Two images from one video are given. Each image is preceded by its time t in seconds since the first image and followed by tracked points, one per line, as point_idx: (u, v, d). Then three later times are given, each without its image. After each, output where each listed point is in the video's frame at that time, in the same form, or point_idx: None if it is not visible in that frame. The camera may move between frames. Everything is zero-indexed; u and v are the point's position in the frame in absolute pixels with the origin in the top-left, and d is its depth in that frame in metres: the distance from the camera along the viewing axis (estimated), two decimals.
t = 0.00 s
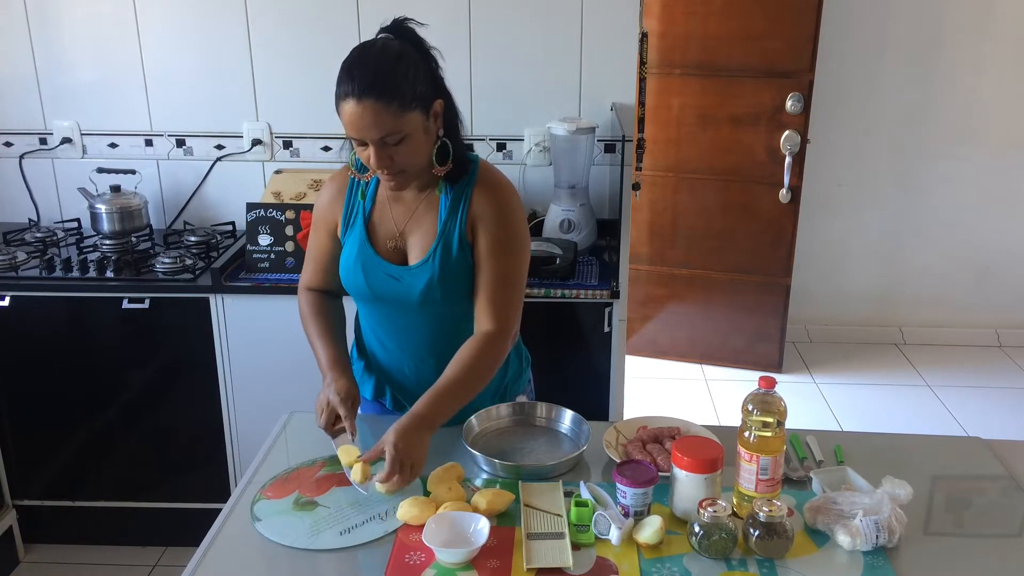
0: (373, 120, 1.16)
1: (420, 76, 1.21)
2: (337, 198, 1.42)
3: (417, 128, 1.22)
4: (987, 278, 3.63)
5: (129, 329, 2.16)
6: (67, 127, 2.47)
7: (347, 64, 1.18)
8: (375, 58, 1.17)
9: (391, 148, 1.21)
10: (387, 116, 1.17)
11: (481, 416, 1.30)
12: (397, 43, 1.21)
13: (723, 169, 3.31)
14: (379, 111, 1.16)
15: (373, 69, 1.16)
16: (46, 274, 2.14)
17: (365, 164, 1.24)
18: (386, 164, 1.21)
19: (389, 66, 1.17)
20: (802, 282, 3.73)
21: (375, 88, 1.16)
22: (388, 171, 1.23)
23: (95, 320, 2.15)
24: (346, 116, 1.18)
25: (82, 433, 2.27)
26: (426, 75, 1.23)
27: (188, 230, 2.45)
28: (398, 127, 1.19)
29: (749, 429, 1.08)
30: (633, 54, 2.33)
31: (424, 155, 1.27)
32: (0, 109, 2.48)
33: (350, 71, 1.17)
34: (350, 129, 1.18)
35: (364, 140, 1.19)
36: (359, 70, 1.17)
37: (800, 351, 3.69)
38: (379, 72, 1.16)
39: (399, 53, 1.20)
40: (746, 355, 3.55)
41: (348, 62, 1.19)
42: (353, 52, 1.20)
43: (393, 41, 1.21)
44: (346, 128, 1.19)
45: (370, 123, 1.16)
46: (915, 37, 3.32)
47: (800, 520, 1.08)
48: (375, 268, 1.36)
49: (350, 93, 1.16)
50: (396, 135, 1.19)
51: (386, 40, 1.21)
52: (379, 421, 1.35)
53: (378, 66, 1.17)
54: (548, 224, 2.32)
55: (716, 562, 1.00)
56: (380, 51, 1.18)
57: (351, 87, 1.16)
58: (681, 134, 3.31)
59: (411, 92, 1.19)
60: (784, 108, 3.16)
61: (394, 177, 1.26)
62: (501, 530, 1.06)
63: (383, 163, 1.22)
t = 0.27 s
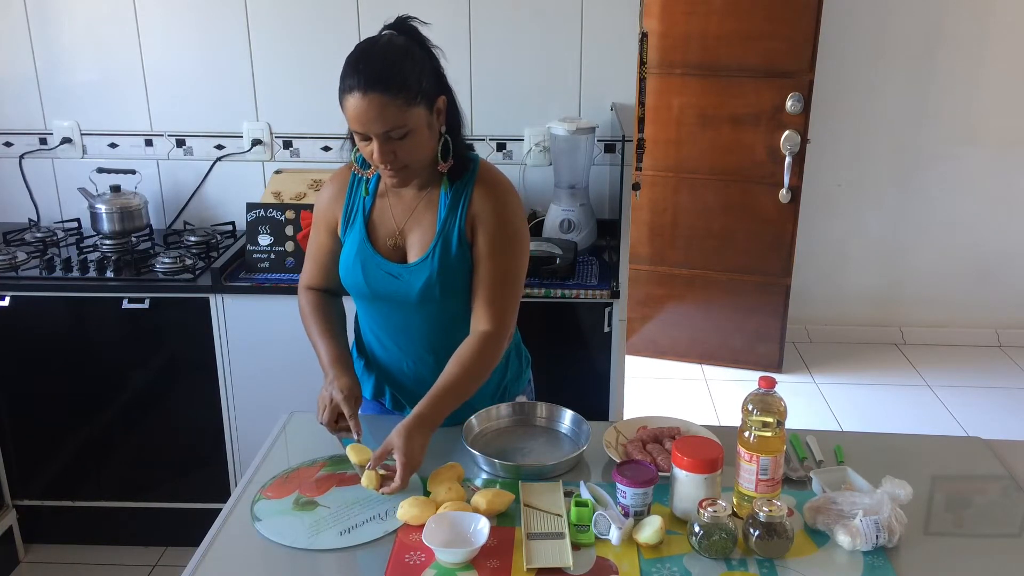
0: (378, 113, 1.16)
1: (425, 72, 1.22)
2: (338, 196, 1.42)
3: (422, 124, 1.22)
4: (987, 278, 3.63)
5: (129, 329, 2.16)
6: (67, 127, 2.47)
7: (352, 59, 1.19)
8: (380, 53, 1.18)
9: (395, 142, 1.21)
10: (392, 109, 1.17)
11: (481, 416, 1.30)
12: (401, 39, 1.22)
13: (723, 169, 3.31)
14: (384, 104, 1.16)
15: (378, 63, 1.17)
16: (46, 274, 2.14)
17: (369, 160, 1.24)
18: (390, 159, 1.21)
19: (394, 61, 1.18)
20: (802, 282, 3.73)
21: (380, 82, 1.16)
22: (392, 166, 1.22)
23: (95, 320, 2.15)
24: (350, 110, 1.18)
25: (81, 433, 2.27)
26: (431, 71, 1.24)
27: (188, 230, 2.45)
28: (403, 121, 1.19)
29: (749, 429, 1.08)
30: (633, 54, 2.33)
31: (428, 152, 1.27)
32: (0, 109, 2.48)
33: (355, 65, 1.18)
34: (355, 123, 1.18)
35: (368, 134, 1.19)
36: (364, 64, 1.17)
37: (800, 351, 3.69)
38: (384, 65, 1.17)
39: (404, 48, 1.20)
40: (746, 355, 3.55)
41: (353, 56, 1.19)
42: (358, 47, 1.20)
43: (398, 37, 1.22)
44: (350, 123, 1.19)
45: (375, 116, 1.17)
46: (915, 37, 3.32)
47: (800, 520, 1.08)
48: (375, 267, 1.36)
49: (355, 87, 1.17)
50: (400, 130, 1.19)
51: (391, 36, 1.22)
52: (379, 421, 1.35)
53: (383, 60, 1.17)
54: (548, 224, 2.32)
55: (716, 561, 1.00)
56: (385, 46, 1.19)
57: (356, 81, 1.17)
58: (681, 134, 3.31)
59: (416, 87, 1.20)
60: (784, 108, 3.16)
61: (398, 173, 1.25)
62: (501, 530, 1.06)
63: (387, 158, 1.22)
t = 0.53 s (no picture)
0: (382, 111, 1.17)
1: (428, 70, 1.22)
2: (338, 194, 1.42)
3: (425, 122, 1.22)
4: (987, 278, 3.63)
5: (129, 329, 2.16)
6: (67, 127, 2.47)
7: (354, 58, 1.19)
8: (384, 51, 1.18)
9: (399, 141, 1.21)
10: (396, 107, 1.18)
11: (482, 416, 1.30)
12: (404, 37, 1.22)
13: (723, 169, 3.31)
14: (388, 101, 1.17)
15: (380, 61, 1.17)
16: (46, 274, 2.14)
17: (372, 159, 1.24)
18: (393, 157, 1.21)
19: (397, 59, 1.18)
20: (802, 282, 3.73)
21: (383, 79, 1.16)
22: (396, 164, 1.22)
23: (95, 321, 2.15)
24: (353, 108, 1.18)
25: (82, 433, 2.27)
26: (434, 70, 1.24)
27: (188, 230, 2.45)
28: (407, 118, 1.19)
29: (749, 429, 1.08)
30: (633, 54, 2.33)
31: (431, 148, 1.27)
32: None
33: (359, 63, 1.18)
34: (359, 121, 1.18)
35: (372, 132, 1.20)
36: (367, 63, 1.17)
37: (800, 351, 3.69)
38: (387, 63, 1.17)
39: (406, 46, 1.20)
40: (746, 355, 3.55)
41: (356, 54, 1.19)
42: (361, 46, 1.21)
43: (400, 36, 1.23)
44: (353, 121, 1.20)
45: (379, 113, 1.17)
46: (915, 37, 3.32)
47: (800, 520, 1.08)
48: (376, 265, 1.36)
49: (358, 85, 1.17)
50: (404, 127, 1.20)
51: (394, 35, 1.22)
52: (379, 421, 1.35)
53: (386, 58, 1.18)
54: (548, 224, 2.32)
55: (716, 561, 1.00)
56: (388, 45, 1.19)
57: (359, 78, 1.17)
58: (681, 134, 3.31)
59: (420, 85, 1.20)
60: (784, 108, 3.16)
61: (402, 173, 1.25)
62: (501, 530, 1.06)
63: (390, 156, 1.22)
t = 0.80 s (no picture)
0: (386, 109, 1.17)
1: (430, 68, 1.23)
2: (338, 192, 1.42)
3: (428, 120, 1.23)
4: (987, 278, 3.63)
5: (129, 329, 2.16)
6: (67, 127, 2.47)
7: (358, 55, 1.19)
8: (388, 49, 1.19)
9: (403, 138, 1.21)
10: (400, 105, 1.18)
11: (482, 416, 1.30)
12: (407, 35, 1.23)
13: (723, 169, 3.31)
14: (393, 99, 1.17)
15: (385, 59, 1.18)
16: (46, 274, 2.14)
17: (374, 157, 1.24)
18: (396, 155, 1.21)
19: (401, 57, 1.19)
20: (802, 282, 3.72)
21: (388, 78, 1.17)
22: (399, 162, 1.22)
23: (95, 321, 2.15)
24: (357, 106, 1.18)
25: (82, 433, 2.27)
26: (436, 68, 1.25)
27: (188, 230, 2.45)
28: (411, 116, 1.20)
29: (749, 429, 1.08)
30: (633, 53, 2.33)
31: (433, 147, 1.28)
32: None
33: (362, 62, 1.18)
34: (363, 119, 1.19)
35: (375, 130, 1.20)
36: (372, 61, 1.18)
37: (800, 351, 3.69)
38: (392, 62, 1.18)
39: (411, 45, 1.21)
40: (746, 354, 3.55)
41: (359, 52, 1.20)
42: (363, 44, 1.21)
43: (403, 34, 1.23)
44: (357, 119, 1.20)
45: (383, 111, 1.17)
46: (915, 37, 3.32)
47: (799, 520, 1.08)
48: (377, 263, 1.35)
49: (362, 83, 1.17)
50: (408, 125, 1.20)
51: (396, 32, 1.22)
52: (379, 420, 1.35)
53: (391, 57, 1.18)
54: (548, 224, 2.32)
55: (716, 561, 1.00)
56: (392, 43, 1.20)
57: (363, 76, 1.17)
58: (681, 134, 3.31)
59: (424, 83, 1.21)
60: (784, 108, 3.16)
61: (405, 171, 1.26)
62: (501, 530, 1.06)
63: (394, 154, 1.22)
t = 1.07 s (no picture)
0: (394, 102, 1.18)
1: (437, 64, 1.24)
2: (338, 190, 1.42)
3: (434, 115, 1.24)
4: (987, 278, 3.63)
5: (130, 329, 2.16)
6: (67, 127, 2.47)
7: (365, 50, 1.20)
8: (395, 44, 1.20)
9: (410, 133, 1.22)
10: (408, 99, 1.19)
11: (481, 416, 1.30)
12: (413, 31, 1.24)
13: (723, 169, 3.31)
14: (401, 93, 1.18)
15: (393, 54, 1.18)
16: (46, 274, 2.14)
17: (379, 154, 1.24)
18: (403, 150, 1.21)
19: (409, 52, 1.20)
20: (802, 282, 3.72)
21: (396, 72, 1.18)
22: (405, 159, 1.22)
23: (95, 321, 2.15)
24: (365, 101, 1.19)
25: (81, 433, 2.27)
26: (441, 64, 1.26)
27: (188, 230, 2.45)
28: (418, 110, 1.20)
29: (749, 429, 1.08)
30: (633, 54, 2.33)
31: (438, 144, 1.28)
32: None
33: (369, 56, 1.19)
34: (370, 113, 1.19)
35: (382, 125, 1.20)
36: (379, 55, 1.18)
37: (800, 351, 3.69)
38: (400, 57, 1.19)
39: (418, 41, 1.22)
40: (746, 354, 3.55)
41: (366, 48, 1.20)
42: (369, 39, 1.22)
43: (409, 30, 1.24)
44: (363, 114, 1.20)
45: (391, 105, 1.18)
46: (915, 37, 3.32)
47: (800, 520, 1.08)
48: (378, 259, 1.35)
49: (370, 77, 1.18)
50: (415, 120, 1.21)
51: (403, 28, 1.23)
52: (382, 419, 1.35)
53: (398, 52, 1.19)
54: (548, 224, 2.32)
55: (716, 561, 1.00)
56: (399, 39, 1.21)
57: (371, 71, 1.18)
58: (681, 134, 3.31)
59: (430, 78, 1.22)
60: (784, 108, 3.16)
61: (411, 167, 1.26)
62: (501, 530, 1.06)
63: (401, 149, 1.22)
